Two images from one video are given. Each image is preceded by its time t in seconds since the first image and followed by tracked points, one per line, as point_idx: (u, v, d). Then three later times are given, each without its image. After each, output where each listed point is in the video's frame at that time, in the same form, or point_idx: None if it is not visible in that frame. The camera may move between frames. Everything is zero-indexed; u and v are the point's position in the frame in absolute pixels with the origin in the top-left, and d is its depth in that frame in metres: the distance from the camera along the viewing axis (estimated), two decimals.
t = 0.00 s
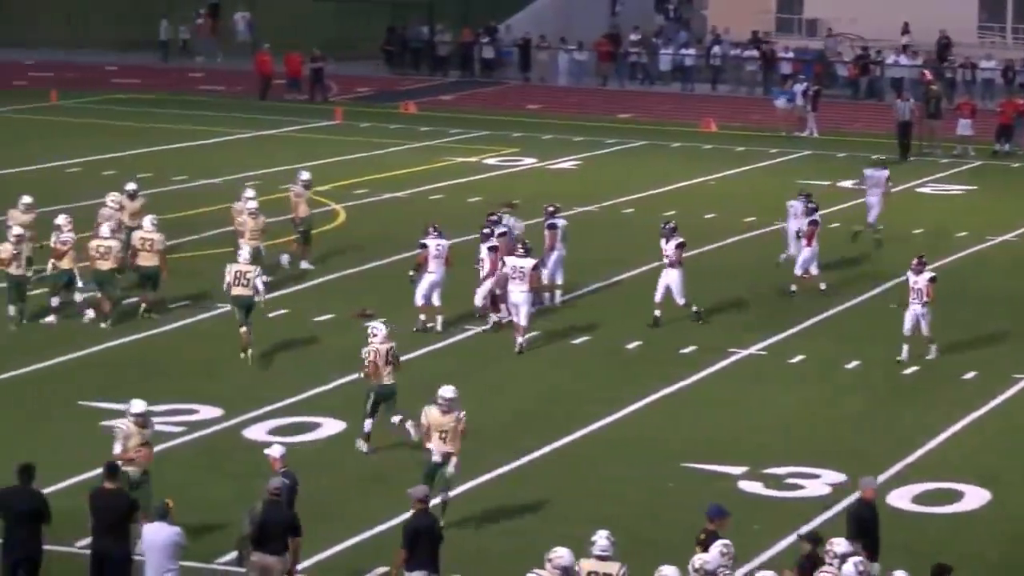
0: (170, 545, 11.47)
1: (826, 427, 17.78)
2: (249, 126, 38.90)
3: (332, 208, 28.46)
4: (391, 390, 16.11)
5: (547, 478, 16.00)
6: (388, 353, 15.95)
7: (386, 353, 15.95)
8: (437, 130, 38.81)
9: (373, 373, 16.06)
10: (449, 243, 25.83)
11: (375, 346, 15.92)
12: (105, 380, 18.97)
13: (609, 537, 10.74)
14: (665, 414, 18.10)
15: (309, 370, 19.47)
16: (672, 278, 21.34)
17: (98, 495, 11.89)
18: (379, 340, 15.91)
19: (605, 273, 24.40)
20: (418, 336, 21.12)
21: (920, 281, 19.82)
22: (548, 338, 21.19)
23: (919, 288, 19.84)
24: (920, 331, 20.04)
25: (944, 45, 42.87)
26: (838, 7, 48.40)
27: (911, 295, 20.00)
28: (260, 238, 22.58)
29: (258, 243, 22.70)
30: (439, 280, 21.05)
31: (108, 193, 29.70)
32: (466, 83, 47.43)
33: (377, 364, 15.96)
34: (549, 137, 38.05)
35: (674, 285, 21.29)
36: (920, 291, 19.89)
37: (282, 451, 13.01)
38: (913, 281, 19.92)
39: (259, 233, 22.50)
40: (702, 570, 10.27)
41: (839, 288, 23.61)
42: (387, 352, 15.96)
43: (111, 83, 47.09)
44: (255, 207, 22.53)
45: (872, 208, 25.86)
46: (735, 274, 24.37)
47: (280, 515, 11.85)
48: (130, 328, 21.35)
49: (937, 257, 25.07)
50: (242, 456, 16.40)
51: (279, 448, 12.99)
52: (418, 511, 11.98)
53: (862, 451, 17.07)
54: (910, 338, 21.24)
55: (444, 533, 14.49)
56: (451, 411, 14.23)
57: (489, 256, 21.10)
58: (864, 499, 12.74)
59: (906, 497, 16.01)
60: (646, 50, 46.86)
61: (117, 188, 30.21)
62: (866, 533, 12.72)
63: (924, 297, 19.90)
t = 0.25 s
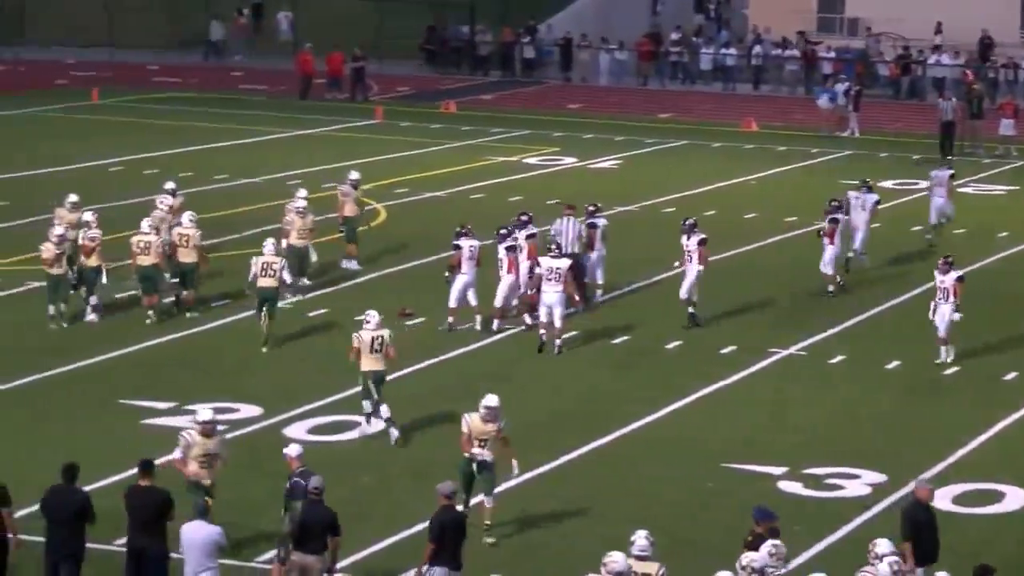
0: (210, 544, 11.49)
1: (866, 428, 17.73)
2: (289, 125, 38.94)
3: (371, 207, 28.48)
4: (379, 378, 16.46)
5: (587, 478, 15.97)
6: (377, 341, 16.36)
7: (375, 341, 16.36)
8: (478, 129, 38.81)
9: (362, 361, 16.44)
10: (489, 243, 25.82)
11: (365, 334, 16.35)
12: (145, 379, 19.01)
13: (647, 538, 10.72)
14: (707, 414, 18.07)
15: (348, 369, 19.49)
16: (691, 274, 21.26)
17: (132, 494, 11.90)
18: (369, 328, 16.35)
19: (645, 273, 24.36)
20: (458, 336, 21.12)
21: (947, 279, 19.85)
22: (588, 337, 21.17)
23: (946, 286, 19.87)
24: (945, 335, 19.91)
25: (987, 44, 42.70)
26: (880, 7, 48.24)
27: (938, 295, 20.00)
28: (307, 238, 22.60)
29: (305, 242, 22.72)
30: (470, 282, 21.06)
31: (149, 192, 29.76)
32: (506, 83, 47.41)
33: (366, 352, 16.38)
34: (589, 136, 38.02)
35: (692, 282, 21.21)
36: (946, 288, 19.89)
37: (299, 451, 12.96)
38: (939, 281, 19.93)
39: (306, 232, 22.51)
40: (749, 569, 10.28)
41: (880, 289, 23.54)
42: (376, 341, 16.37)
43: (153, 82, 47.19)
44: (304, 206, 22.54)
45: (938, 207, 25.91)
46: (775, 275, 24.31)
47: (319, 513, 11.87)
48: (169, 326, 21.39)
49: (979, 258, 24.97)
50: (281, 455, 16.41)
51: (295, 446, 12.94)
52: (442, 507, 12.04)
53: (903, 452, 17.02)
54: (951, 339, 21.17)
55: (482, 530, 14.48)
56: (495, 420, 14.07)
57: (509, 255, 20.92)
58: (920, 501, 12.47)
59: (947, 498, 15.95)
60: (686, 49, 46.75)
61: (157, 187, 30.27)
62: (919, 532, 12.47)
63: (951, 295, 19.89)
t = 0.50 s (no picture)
0: (250, 540, 11.52)
1: (909, 427, 17.68)
2: (332, 123, 39.01)
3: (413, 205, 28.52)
4: (371, 371, 16.44)
5: (627, 476, 15.96)
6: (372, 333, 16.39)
7: (370, 331, 16.38)
8: (519, 127, 38.82)
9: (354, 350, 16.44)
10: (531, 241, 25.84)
11: (362, 323, 16.38)
12: (186, 376, 19.07)
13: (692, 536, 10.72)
14: (748, 412, 18.06)
15: (389, 366, 19.51)
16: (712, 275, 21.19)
17: (171, 489, 11.92)
18: (366, 317, 16.39)
19: (687, 271, 24.34)
20: (499, 333, 21.12)
21: (975, 283, 19.61)
22: (630, 336, 21.16)
23: (973, 289, 19.58)
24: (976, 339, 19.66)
25: None
26: (923, 5, 48.11)
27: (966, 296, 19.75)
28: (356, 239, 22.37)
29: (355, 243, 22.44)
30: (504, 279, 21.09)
31: (191, 189, 29.84)
32: (549, 81, 47.43)
33: (360, 341, 16.38)
34: (632, 134, 37.99)
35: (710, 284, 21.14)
36: (973, 291, 19.62)
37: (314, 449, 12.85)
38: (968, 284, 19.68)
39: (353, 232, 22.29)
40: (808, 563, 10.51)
41: (924, 288, 23.47)
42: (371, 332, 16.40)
43: (195, 79, 47.34)
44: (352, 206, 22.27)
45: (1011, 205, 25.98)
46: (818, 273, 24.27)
47: (356, 510, 11.84)
48: (211, 323, 21.44)
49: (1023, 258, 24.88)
50: (322, 451, 16.45)
51: (312, 444, 12.82)
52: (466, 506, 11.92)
53: (945, 451, 16.96)
54: (995, 338, 21.09)
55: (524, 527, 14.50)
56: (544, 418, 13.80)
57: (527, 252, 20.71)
58: (980, 501, 12.21)
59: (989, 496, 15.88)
60: (728, 46, 46.68)
61: (199, 184, 30.35)
62: (973, 531, 12.21)
63: (977, 298, 19.61)
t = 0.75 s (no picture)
0: (280, 536, 11.53)
1: (947, 425, 17.63)
2: (370, 120, 39.02)
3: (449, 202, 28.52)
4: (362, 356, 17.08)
5: (663, 473, 15.96)
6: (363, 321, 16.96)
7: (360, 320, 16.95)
8: (556, 124, 38.83)
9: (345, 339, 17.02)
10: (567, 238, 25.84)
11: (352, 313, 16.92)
12: (223, 372, 19.11)
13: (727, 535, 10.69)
14: (785, 410, 18.04)
15: (426, 363, 19.54)
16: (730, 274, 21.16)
17: (204, 484, 11.94)
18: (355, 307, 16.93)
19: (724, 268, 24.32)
20: (536, 330, 21.12)
21: (998, 282, 19.46)
22: (666, 333, 21.14)
23: (997, 288, 19.44)
24: (999, 338, 19.61)
25: None
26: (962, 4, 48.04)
27: (989, 296, 19.62)
28: (399, 238, 22.27)
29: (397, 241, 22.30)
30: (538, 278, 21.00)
31: (227, 186, 29.90)
32: (586, 77, 47.41)
33: (351, 330, 16.96)
34: (668, 131, 37.96)
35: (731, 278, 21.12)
36: (996, 290, 19.49)
37: (332, 444, 12.65)
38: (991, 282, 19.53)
39: (396, 231, 22.18)
40: (843, 563, 10.42)
41: (961, 287, 23.42)
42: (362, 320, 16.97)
43: (233, 76, 47.44)
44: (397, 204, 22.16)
45: None
46: (856, 271, 24.23)
47: (385, 510, 11.67)
48: (248, 319, 21.49)
49: None
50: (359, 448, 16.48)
51: (328, 440, 12.65)
52: (487, 501, 11.65)
53: (981, 449, 16.90)
54: None
55: (559, 524, 14.49)
56: (581, 421, 13.58)
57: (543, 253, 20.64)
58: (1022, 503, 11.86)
59: None
60: (766, 43, 46.62)
61: (236, 180, 30.41)
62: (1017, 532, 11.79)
63: (1002, 297, 19.49)
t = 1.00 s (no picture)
0: (312, 533, 11.55)
1: (985, 424, 17.59)
2: (407, 119, 39.04)
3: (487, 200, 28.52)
4: (350, 339, 17.65)
5: (700, 472, 15.95)
6: (351, 304, 17.54)
7: (349, 303, 17.54)
8: (593, 122, 38.82)
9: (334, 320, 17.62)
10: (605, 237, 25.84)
11: (342, 295, 17.52)
12: (261, 370, 19.16)
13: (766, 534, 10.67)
14: (822, 409, 18.01)
15: (462, 361, 19.55)
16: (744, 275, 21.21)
17: (240, 481, 11.97)
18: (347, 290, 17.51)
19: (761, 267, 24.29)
20: (572, 328, 21.12)
21: (1016, 286, 19.29)
22: (703, 332, 21.13)
23: (1016, 292, 19.29)
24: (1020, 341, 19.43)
25: None
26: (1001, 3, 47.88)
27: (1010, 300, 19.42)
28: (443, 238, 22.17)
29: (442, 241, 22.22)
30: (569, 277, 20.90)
31: (265, 183, 29.95)
32: (623, 76, 47.38)
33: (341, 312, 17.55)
34: (705, 130, 37.92)
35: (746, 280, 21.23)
36: (1016, 294, 19.32)
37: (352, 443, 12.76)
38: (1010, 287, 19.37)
39: (439, 232, 22.07)
40: (891, 564, 10.31)
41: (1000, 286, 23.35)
42: (351, 304, 17.55)
43: (271, 74, 47.52)
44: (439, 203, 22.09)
45: None
46: (894, 270, 24.19)
47: (418, 508, 11.49)
48: (285, 317, 21.53)
49: None
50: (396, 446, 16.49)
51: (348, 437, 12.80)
52: (513, 499, 11.53)
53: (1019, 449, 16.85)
54: None
55: (596, 523, 14.50)
56: (622, 426, 13.53)
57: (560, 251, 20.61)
58: None
59: None
60: (804, 42, 46.52)
61: (274, 178, 30.46)
62: None
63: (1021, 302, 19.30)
